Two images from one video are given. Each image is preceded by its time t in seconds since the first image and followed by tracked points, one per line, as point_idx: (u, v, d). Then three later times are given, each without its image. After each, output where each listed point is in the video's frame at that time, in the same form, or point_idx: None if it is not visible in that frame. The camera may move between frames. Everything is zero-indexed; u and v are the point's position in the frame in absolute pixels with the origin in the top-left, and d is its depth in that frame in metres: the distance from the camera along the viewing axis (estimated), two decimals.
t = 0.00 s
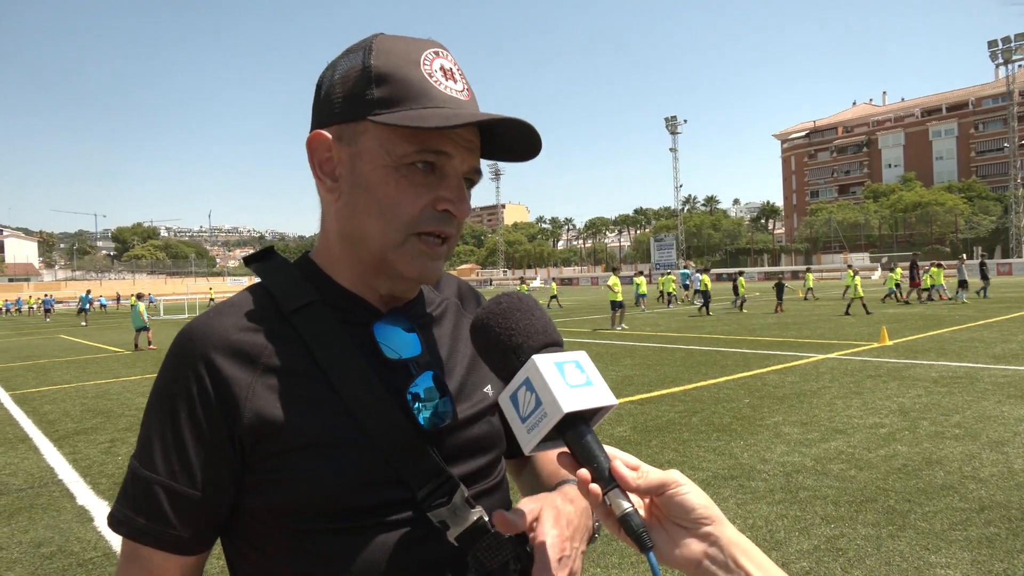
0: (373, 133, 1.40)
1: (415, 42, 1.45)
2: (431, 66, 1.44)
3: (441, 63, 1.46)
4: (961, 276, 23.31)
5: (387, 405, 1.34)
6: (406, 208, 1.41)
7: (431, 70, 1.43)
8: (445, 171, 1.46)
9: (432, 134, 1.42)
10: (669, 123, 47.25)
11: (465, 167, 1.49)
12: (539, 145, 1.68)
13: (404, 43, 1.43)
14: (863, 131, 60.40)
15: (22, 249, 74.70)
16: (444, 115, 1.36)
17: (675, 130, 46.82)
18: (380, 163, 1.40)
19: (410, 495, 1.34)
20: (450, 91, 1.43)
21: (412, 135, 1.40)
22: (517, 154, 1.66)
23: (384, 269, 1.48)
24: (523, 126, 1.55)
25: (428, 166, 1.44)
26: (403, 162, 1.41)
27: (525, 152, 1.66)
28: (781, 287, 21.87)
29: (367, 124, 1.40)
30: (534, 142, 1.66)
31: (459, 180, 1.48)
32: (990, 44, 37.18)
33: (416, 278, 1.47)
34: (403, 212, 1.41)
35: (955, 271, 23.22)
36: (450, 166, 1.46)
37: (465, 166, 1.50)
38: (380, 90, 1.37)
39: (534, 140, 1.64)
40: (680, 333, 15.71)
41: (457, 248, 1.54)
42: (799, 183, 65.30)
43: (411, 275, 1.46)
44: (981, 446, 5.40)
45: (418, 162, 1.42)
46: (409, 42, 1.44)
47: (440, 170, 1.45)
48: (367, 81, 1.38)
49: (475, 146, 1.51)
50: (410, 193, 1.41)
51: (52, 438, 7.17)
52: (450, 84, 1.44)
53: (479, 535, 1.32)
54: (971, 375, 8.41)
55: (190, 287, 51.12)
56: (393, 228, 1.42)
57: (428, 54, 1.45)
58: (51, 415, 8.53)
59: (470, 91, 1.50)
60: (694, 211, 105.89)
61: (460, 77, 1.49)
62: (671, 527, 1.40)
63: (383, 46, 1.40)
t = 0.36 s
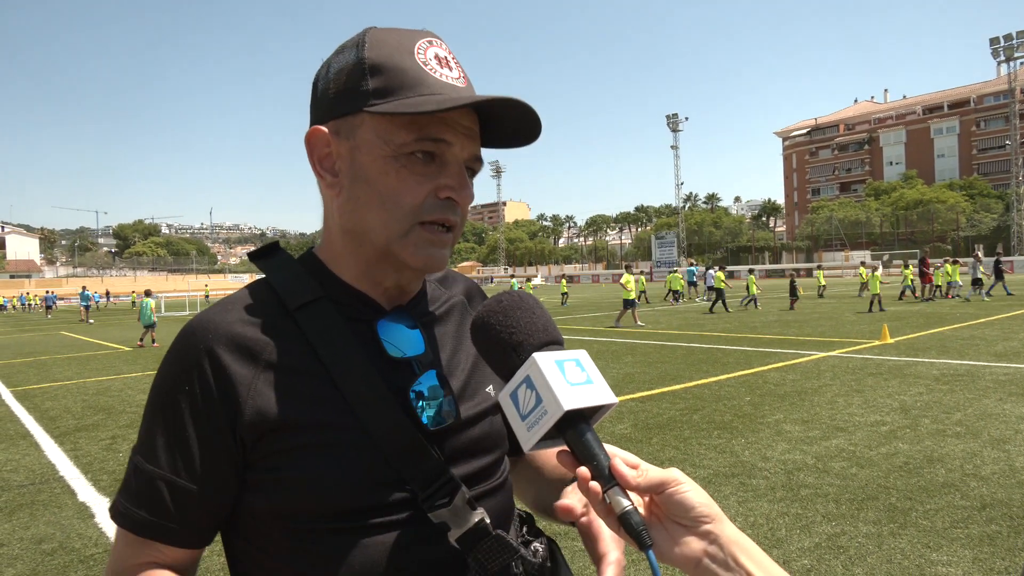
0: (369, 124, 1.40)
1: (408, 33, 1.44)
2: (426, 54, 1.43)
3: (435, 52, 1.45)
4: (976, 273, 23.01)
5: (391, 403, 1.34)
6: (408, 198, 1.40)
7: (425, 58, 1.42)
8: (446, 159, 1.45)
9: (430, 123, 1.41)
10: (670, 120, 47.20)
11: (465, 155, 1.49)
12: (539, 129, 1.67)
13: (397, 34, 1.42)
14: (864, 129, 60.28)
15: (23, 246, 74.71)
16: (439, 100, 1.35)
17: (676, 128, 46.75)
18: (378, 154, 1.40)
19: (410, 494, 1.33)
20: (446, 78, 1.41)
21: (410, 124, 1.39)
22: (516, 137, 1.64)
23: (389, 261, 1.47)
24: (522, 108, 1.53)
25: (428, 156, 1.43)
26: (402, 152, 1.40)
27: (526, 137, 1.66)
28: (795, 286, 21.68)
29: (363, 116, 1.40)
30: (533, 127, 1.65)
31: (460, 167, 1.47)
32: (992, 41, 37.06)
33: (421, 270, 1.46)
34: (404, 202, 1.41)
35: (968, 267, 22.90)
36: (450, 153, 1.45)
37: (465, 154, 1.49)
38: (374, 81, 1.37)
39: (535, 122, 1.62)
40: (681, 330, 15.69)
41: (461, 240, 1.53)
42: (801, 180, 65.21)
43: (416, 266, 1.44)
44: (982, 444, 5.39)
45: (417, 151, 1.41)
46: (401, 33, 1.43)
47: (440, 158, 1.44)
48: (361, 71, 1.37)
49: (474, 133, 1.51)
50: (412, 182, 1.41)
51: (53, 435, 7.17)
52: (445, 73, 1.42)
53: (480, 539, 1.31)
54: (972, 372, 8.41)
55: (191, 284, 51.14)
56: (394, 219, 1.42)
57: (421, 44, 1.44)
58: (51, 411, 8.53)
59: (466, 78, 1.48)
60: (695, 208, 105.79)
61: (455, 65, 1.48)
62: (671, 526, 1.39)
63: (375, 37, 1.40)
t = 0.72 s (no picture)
0: (367, 121, 1.39)
1: (404, 33, 1.44)
2: (422, 53, 1.42)
3: (432, 50, 1.44)
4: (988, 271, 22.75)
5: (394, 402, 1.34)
6: (407, 194, 1.40)
7: (422, 57, 1.40)
8: (444, 155, 1.45)
9: (428, 119, 1.41)
10: (668, 118, 47.18)
11: (463, 151, 1.48)
12: (535, 124, 1.67)
13: (393, 34, 1.42)
14: (863, 127, 60.33)
15: (21, 243, 74.55)
16: (436, 96, 1.34)
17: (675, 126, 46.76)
18: (377, 150, 1.39)
19: (409, 493, 1.32)
20: (443, 76, 1.40)
21: (408, 120, 1.39)
22: (513, 133, 1.64)
23: (390, 258, 1.47)
24: (519, 103, 1.54)
25: (426, 152, 1.43)
26: (400, 147, 1.39)
27: (524, 130, 1.65)
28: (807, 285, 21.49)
29: (360, 116, 1.39)
30: (530, 123, 1.65)
31: (459, 163, 1.47)
32: (990, 40, 37.07)
33: (425, 264, 1.45)
34: (404, 197, 1.40)
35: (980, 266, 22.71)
36: (448, 149, 1.45)
37: (464, 149, 1.48)
38: (372, 80, 1.36)
39: (532, 117, 1.62)
40: (679, 328, 15.69)
41: (461, 235, 1.53)
42: (799, 179, 65.21)
43: (419, 260, 1.43)
44: (980, 441, 5.40)
45: (416, 147, 1.41)
46: (397, 34, 1.42)
47: (438, 154, 1.44)
48: (358, 71, 1.36)
49: (472, 128, 1.50)
50: (411, 178, 1.40)
51: (50, 433, 7.16)
52: (442, 71, 1.41)
53: (482, 539, 1.31)
54: (969, 370, 8.42)
55: (189, 282, 51.05)
56: (395, 215, 1.41)
57: (418, 43, 1.43)
58: (49, 409, 8.52)
59: (463, 76, 1.47)
60: (694, 206, 105.91)
61: (452, 63, 1.46)
62: (667, 526, 1.39)
63: (372, 38, 1.39)
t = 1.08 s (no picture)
0: (320, 114, 1.39)
1: (336, 27, 1.44)
2: (359, 39, 1.42)
3: (368, 35, 1.43)
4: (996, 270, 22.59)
5: (381, 394, 1.33)
6: (374, 173, 1.39)
7: (358, 42, 1.40)
8: (405, 127, 1.43)
9: (376, 92, 1.40)
10: (664, 116, 47.18)
11: (423, 119, 1.46)
12: (486, 74, 1.65)
13: (324, 32, 1.42)
14: (857, 126, 60.55)
15: (14, 242, 74.11)
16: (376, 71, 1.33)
17: (670, 124, 46.77)
18: (336, 139, 1.39)
19: (402, 488, 1.31)
20: (381, 52, 1.38)
21: (360, 101, 1.39)
22: (467, 86, 1.63)
23: (371, 244, 1.45)
24: (462, 53, 1.52)
25: (384, 129, 1.41)
26: (358, 129, 1.39)
27: (477, 83, 1.65)
28: (815, 281, 21.36)
29: (313, 111, 1.39)
30: (479, 74, 1.64)
31: (421, 131, 1.45)
32: (984, 38, 37.20)
33: (408, 240, 1.44)
34: (373, 176, 1.39)
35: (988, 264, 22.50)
36: (406, 120, 1.43)
37: (422, 118, 1.47)
38: (316, 74, 1.36)
39: (480, 65, 1.60)
40: (675, 326, 15.72)
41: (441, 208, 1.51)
42: (794, 177, 65.38)
43: (401, 237, 1.42)
44: (974, 439, 5.42)
45: (373, 125, 1.40)
46: (330, 30, 1.43)
47: (399, 127, 1.42)
48: (301, 71, 1.37)
49: (425, 96, 1.49)
50: (379, 157, 1.39)
51: (43, 432, 7.11)
52: (381, 49, 1.40)
53: (467, 537, 1.29)
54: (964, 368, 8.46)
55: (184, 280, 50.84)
56: (368, 200, 1.39)
57: (353, 32, 1.43)
58: (42, 408, 8.46)
59: (404, 49, 1.46)
60: (689, 204, 106.18)
61: (390, 41, 1.45)
62: (666, 526, 1.39)
63: (306, 40, 1.40)
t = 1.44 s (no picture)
0: (305, 120, 1.38)
1: (327, 30, 1.42)
2: (349, 46, 1.40)
3: (358, 43, 1.42)
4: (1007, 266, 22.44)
5: (361, 394, 1.33)
6: (358, 184, 1.38)
7: (349, 50, 1.39)
8: (389, 140, 1.43)
9: (365, 106, 1.40)
10: (663, 115, 47.14)
11: (407, 135, 1.47)
12: (472, 99, 1.66)
13: (316, 33, 1.40)
14: (855, 124, 60.58)
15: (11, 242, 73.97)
16: (368, 85, 1.33)
17: (669, 122, 46.74)
18: (322, 146, 1.38)
19: (388, 487, 1.31)
20: (371, 64, 1.38)
21: (348, 111, 1.38)
22: (455, 108, 1.64)
23: (350, 251, 1.44)
24: (452, 81, 1.53)
25: (370, 142, 1.42)
26: (344, 140, 1.39)
27: (461, 110, 1.66)
28: (828, 279, 21.17)
29: (298, 116, 1.38)
30: (467, 99, 1.64)
31: (405, 148, 1.46)
32: (982, 36, 37.18)
33: (386, 252, 1.44)
34: (357, 187, 1.39)
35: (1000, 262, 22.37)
36: (391, 134, 1.43)
37: (407, 134, 1.48)
38: (304, 79, 1.34)
39: (469, 91, 1.62)
40: (674, 325, 15.72)
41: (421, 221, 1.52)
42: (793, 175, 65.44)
43: (379, 249, 1.42)
44: (972, 437, 5.42)
45: (359, 137, 1.40)
46: (320, 33, 1.41)
47: (383, 141, 1.43)
48: (288, 72, 1.35)
49: (411, 113, 1.49)
50: (363, 167, 1.39)
51: (42, 431, 7.09)
52: (370, 60, 1.39)
53: (461, 529, 1.32)
54: (962, 366, 8.46)
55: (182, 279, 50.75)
56: (352, 206, 1.39)
57: (343, 37, 1.42)
58: (40, 408, 8.44)
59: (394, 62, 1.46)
60: (688, 203, 106.27)
61: (381, 53, 1.45)
62: (667, 526, 1.39)
63: (295, 39, 1.38)
